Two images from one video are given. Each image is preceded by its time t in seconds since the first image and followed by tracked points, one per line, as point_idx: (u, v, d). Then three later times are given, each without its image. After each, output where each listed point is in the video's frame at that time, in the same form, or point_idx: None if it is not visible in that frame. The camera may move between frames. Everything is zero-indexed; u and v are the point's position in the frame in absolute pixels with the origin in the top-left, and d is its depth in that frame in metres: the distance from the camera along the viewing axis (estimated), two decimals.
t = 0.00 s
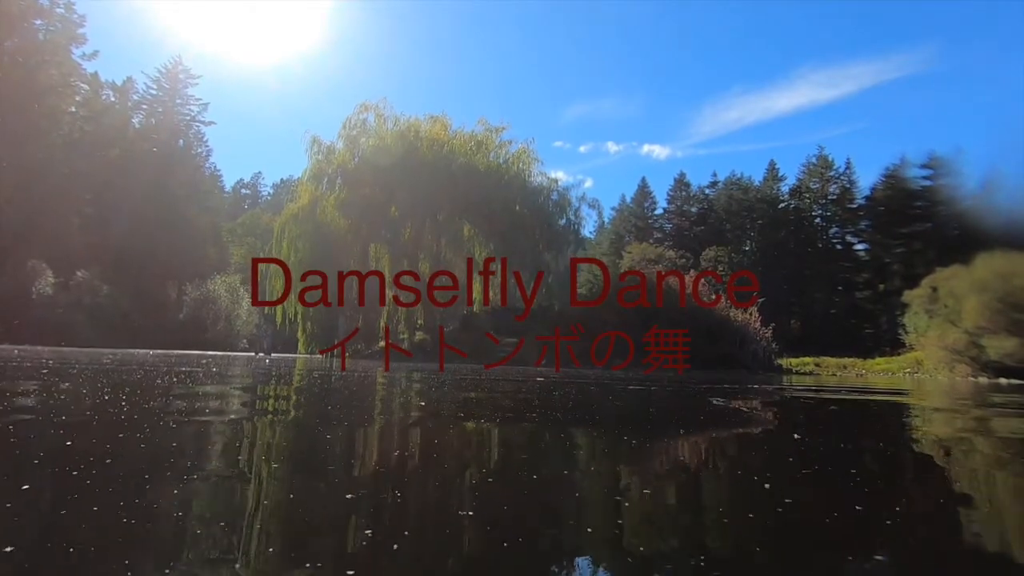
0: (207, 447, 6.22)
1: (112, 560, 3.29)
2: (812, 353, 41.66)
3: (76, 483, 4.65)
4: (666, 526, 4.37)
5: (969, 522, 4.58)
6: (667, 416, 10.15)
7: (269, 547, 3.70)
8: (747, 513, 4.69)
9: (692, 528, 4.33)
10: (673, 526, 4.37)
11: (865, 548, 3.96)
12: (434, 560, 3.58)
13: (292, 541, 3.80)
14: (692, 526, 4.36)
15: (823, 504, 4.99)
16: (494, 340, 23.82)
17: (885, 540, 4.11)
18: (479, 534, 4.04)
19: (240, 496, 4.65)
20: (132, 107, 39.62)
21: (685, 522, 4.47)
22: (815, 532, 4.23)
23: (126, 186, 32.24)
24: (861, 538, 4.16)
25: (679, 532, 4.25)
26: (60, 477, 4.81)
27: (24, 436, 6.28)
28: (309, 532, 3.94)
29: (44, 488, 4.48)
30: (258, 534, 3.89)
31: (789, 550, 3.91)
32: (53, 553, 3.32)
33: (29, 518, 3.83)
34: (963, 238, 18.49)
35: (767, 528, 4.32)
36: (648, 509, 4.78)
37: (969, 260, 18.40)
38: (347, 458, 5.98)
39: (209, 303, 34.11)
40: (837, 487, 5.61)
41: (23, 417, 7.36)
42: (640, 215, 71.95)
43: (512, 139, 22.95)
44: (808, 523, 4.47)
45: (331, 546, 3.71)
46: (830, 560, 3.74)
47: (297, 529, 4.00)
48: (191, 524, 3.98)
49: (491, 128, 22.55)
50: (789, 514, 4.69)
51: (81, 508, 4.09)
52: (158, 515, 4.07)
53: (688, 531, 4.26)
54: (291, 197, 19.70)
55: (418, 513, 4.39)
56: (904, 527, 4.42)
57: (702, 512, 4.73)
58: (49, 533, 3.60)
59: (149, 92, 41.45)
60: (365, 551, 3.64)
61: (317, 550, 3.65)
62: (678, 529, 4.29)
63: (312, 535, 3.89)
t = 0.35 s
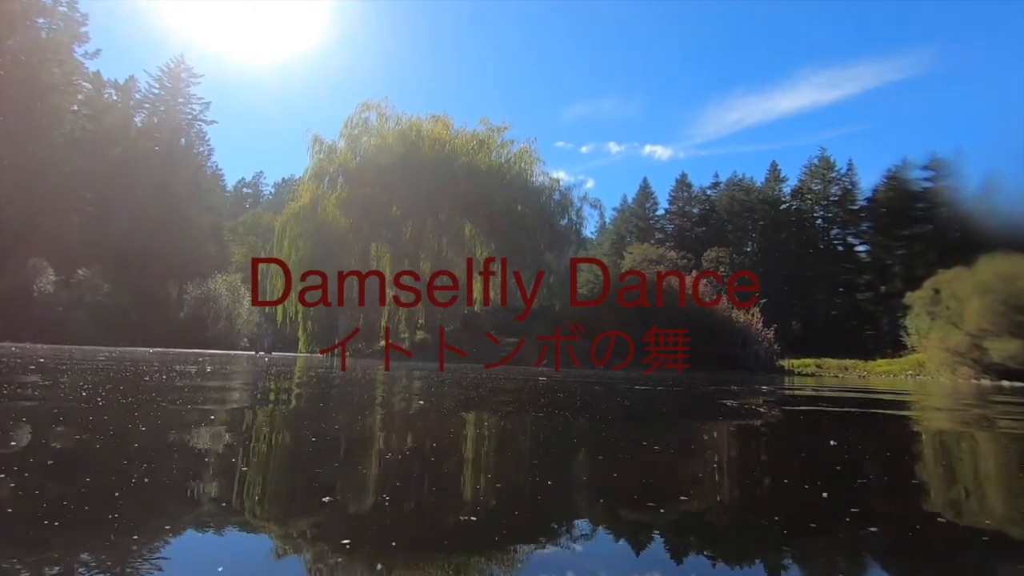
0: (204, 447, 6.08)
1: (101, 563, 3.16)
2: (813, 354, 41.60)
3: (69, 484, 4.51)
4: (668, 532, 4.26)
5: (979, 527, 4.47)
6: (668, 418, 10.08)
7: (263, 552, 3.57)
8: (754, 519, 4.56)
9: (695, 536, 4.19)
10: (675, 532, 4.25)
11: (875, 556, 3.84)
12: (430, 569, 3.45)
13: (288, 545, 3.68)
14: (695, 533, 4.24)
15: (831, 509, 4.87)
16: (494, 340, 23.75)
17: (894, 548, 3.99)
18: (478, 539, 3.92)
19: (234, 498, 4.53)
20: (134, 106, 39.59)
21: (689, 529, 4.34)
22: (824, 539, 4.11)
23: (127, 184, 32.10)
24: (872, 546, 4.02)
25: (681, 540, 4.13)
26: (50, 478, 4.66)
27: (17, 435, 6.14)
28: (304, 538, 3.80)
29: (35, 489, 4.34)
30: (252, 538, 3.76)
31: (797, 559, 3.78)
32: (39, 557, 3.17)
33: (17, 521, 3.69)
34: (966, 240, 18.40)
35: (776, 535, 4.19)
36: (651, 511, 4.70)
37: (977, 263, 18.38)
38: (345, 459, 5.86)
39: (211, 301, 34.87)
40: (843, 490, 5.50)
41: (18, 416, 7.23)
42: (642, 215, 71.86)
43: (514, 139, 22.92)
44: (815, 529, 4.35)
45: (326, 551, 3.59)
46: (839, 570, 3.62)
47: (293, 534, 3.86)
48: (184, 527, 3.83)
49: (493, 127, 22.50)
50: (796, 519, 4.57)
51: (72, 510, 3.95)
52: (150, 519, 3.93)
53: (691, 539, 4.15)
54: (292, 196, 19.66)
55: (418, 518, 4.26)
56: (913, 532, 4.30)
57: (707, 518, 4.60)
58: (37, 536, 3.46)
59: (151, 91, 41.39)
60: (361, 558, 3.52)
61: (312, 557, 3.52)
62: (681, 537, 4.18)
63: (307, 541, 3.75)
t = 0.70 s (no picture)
0: (207, 451, 6.00)
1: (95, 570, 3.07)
2: (816, 352, 41.51)
3: (68, 487, 4.43)
4: (676, 533, 4.15)
5: (991, 528, 4.38)
6: (670, 417, 10.02)
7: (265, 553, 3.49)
8: (762, 518, 4.47)
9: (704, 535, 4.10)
10: (683, 532, 4.17)
11: (886, 554, 3.76)
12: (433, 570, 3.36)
13: (289, 547, 3.60)
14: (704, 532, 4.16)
15: (840, 508, 4.79)
16: (494, 340, 24.03)
17: (906, 546, 3.91)
18: (482, 540, 3.84)
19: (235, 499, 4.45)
20: (135, 107, 39.53)
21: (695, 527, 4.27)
22: (834, 537, 4.03)
23: (127, 184, 32.20)
24: (884, 543, 3.94)
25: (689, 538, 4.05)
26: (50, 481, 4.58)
27: (15, 438, 6.05)
28: (307, 539, 3.73)
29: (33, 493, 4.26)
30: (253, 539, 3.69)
31: (807, 558, 3.71)
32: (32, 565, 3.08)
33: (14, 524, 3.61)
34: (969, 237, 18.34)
35: (785, 534, 4.12)
36: (655, 509, 4.67)
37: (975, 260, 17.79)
38: (348, 461, 5.78)
39: (212, 302, 35.09)
40: (852, 489, 5.41)
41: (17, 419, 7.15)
42: (643, 213, 71.67)
43: (515, 137, 22.85)
44: (826, 528, 4.27)
45: (331, 547, 3.62)
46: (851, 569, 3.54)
47: (294, 535, 3.78)
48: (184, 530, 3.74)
49: (494, 126, 22.44)
50: (805, 518, 4.49)
51: (70, 513, 3.87)
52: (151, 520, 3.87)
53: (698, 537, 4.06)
54: (293, 196, 19.62)
55: (423, 519, 4.17)
56: (925, 531, 4.22)
57: (715, 517, 4.51)
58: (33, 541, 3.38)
59: (151, 92, 41.33)
60: (363, 559, 3.44)
61: (314, 560, 3.44)
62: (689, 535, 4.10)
63: (308, 542, 3.68)
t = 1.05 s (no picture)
0: (204, 449, 5.87)
1: None
2: (822, 345, 41.33)
3: (62, 490, 4.35)
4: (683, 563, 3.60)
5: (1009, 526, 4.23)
6: (676, 405, 10.02)
7: None
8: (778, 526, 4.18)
9: (718, 553, 3.73)
10: (691, 557, 3.67)
11: None
12: None
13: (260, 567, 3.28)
14: (714, 547, 3.81)
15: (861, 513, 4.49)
16: (494, 340, 23.92)
17: (938, 559, 3.57)
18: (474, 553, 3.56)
19: (223, 505, 4.23)
20: (136, 109, 39.59)
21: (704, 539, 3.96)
22: (859, 553, 3.68)
23: (128, 185, 32.34)
24: (914, 557, 3.62)
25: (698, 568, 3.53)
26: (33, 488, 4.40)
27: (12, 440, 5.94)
28: (291, 553, 3.49)
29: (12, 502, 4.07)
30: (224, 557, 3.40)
31: (818, 563, 3.57)
32: None
33: None
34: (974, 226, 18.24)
35: (804, 546, 3.79)
36: (661, 507, 4.61)
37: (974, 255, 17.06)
38: (346, 462, 5.56)
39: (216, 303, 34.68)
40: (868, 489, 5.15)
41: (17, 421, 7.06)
42: (646, 208, 71.44)
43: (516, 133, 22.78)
44: (839, 529, 4.13)
45: (332, 548, 3.56)
46: None
47: (274, 550, 3.51)
48: (166, 542, 3.52)
49: (495, 122, 22.37)
50: (816, 518, 4.34)
51: (44, 523, 3.66)
52: (137, 528, 3.67)
53: (707, 554, 3.71)
54: (295, 195, 19.59)
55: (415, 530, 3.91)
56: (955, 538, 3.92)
57: (729, 526, 4.20)
58: None
59: (153, 93, 41.38)
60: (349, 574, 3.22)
61: None
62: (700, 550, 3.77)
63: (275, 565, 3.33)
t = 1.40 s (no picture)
0: (207, 450, 5.81)
1: None
2: (827, 340, 41.15)
3: (67, 488, 4.38)
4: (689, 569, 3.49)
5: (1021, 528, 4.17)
6: (683, 399, 10.00)
7: None
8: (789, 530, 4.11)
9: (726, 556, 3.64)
10: (696, 561, 3.57)
11: None
12: None
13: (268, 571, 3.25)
14: (726, 556, 3.64)
15: (874, 517, 4.39)
16: (494, 340, 23.78)
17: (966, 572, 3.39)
18: (476, 554, 3.51)
19: (220, 509, 4.14)
20: (140, 109, 39.71)
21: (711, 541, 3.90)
22: (870, 557, 3.64)
23: (132, 185, 32.67)
24: (926, 561, 3.53)
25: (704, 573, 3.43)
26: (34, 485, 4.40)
27: (12, 441, 5.90)
28: (294, 555, 3.46)
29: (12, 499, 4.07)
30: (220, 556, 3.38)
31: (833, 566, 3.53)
32: None
33: None
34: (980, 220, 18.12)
35: (814, 551, 3.73)
36: (670, 509, 4.56)
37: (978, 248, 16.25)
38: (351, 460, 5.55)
39: (221, 302, 34.92)
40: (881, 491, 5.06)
41: (19, 422, 7.04)
42: (649, 204, 71.32)
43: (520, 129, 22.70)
44: (852, 532, 4.07)
45: (336, 547, 3.55)
46: None
47: (267, 554, 3.44)
48: (159, 543, 3.46)
49: (499, 118, 22.30)
50: (824, 521, 4.30)
51: (47, 520, 3.68)
52: (133, 531, 3.61)
53: (713, 557, 3.65)
54: (299, 193, 19.58)
55: (418, 528, 3.87)
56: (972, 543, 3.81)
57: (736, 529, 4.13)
58: None
59: (156, 93, 41.48)
60: None
61: None
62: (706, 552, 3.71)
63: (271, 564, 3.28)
